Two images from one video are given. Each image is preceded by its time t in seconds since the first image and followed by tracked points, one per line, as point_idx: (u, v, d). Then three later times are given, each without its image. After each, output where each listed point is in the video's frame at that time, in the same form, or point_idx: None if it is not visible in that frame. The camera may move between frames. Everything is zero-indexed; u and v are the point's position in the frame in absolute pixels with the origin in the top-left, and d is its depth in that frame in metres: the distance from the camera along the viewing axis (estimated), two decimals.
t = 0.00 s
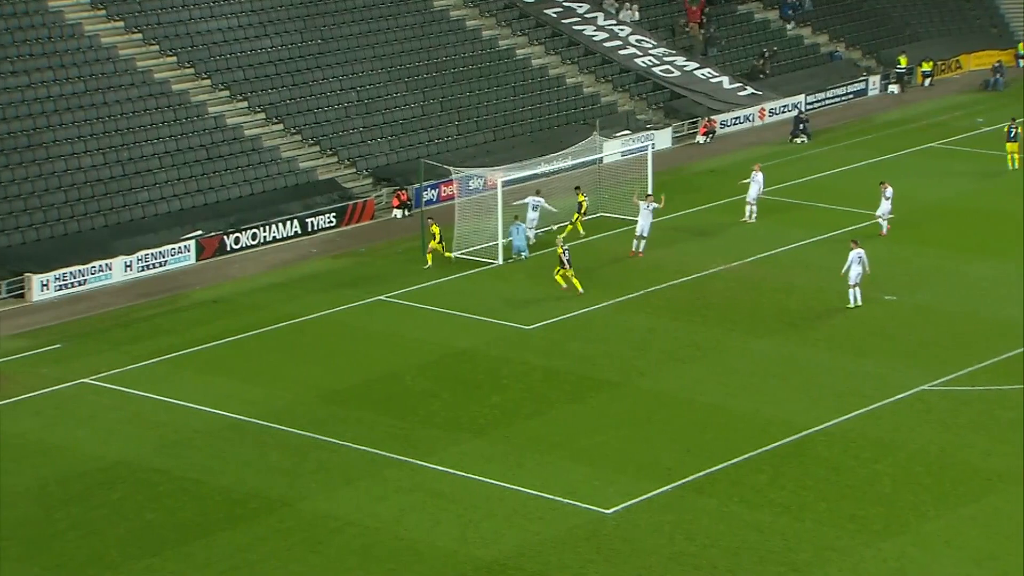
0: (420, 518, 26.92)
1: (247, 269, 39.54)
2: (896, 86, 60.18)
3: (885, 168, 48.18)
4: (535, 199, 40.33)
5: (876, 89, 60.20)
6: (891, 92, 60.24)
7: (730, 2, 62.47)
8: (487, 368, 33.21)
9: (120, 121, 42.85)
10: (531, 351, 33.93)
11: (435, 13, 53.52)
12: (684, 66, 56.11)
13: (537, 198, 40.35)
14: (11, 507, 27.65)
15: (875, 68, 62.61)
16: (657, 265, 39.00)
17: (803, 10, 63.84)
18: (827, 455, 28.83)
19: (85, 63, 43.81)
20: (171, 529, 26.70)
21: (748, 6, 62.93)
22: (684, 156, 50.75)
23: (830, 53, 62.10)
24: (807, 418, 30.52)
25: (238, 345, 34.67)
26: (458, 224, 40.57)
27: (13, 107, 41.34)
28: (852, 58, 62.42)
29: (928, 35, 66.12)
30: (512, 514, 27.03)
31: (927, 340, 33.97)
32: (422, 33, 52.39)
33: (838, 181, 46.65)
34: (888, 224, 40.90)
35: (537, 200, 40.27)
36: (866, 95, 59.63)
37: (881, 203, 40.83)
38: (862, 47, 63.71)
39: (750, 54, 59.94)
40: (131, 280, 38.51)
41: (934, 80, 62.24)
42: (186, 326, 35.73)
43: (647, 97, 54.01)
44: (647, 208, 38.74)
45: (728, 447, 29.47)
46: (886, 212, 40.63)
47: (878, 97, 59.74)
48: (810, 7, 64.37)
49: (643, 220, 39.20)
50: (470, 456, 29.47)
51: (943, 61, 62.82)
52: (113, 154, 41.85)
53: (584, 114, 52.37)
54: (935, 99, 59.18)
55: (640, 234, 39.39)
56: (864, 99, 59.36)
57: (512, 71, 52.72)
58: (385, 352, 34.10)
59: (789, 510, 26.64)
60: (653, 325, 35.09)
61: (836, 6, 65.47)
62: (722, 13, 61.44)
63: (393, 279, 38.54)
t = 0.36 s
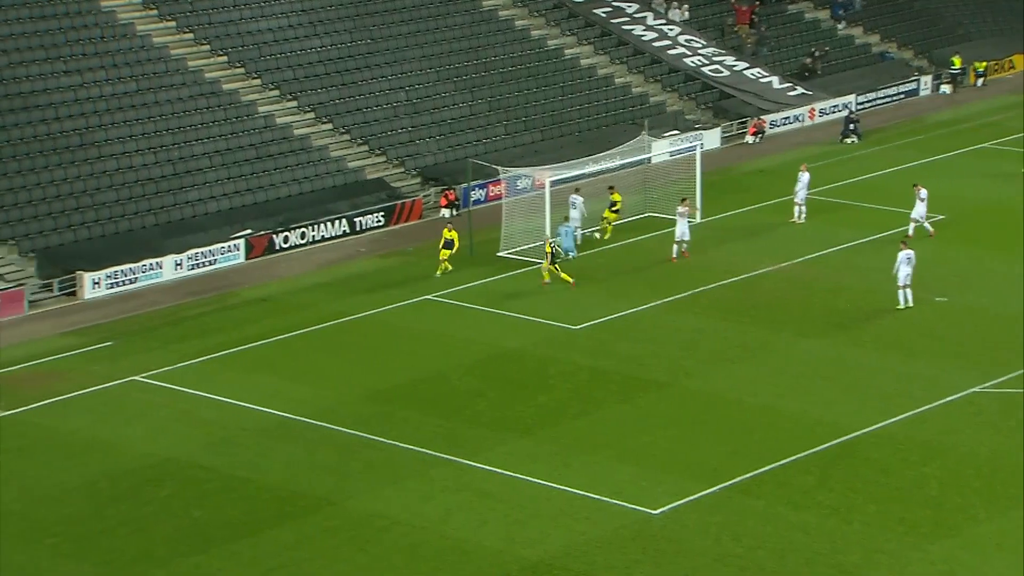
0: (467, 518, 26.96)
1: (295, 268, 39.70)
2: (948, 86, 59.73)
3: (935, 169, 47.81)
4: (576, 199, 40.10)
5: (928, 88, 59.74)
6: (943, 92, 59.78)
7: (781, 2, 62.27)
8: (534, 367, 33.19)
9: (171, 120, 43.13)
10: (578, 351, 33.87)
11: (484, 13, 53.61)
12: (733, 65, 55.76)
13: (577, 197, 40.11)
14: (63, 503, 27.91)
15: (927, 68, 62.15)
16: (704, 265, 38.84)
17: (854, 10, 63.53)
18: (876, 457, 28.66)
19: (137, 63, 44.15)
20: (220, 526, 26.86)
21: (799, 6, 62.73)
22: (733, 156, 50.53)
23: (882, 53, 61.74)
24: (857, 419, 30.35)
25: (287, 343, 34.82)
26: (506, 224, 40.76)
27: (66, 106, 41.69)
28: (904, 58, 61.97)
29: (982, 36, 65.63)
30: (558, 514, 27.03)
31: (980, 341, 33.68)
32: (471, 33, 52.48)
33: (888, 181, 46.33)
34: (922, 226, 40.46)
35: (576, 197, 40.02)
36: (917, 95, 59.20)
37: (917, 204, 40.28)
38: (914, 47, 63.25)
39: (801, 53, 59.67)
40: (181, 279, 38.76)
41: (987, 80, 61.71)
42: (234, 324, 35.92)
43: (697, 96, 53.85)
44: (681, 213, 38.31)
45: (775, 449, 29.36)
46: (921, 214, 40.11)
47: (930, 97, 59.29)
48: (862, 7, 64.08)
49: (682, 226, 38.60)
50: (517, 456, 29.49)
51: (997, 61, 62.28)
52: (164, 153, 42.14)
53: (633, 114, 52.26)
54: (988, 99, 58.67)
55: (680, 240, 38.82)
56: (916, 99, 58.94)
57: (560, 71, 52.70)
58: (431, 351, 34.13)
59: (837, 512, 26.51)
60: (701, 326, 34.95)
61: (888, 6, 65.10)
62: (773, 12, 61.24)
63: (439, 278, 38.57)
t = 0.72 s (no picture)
0: (503, 519, 26.82)
1: (329, 267, 39.63)
2: (989, 85, 59.30)
3: (974, 169, 47.38)
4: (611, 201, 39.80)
5: (969, 87, 59.27)
6: (983, 91, 59.34)
7: None
8: (569, 368, 33.00)
9: (206, 119, 43.09)
10: (613, 351, 33.65)
11: (520, 11, 53.46)
12: (771, 64, 55.31)
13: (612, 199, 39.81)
14: (100, 502, 27.88)
15: (968, 67, 61.66)
16: (742, 266, 38.57)
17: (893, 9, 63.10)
18: (915, 460, 28.40)
19: (173, 61, 44.15)
20: (255, 526, 26.79)
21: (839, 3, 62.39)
22: (771, 156, 50.19)
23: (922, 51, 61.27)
24: (896, 421, 30.08)
25: (322, 343, 34.73)
26: (541, 223, 40.42)
27: (102, 104, 41.69)
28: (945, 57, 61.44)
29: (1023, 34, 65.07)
30: (594, 515, 26.87)
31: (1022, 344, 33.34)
32: (506, 31, 52.34)
33: (926, 182, 45.94)
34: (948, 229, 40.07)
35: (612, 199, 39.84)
36: (958, 94, 58.73)
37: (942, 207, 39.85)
38: (955, 45, 62.72)
39: (840, 51, 59.33)
40: (215, 278, 38.73)
41: None
42: (267, 323, 35.86)
43: (733, 96, 53.69)
44: (714, 217, 37.80)
45: (813, 451, 29.12)
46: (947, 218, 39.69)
47: (970, 96, 58.82)
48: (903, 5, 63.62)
49: (715, 229, 38.06)
50: (553, 457, 29.32)
51: None
52: (198, 152, 42.14)
53: (669, 113, 51.99)
54: None
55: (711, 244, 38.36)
56: (956, 98, 58.50)
57: (596, 70, 52.47)
58: (465, 351, 33.97)
59: (876, 515, 26.28)
60: (738, 327, 34.70)
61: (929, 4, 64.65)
62: (812, 10, 60.88)
63: (473, 278, 38.41)
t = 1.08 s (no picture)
0: (517, 526, 25.73)
1: (339, 265, 38.51)
2: None
3: (1007, 165, 46.05)
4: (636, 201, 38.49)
5: (1003, 79, 57.80)
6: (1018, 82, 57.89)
7: None
8: (588, 369, 31.84)
9: (211, 111, 42.01)
10: (633, 352, 32.47)
11: None
12: (797, 54, 53.98)
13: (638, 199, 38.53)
14: (99, 508, 26.82)
15: (1002, 58, 60.29)
16: (767, 264, 37.35)
17: None
18: (948, 467, 27.25)
19: (176, 52, 43.08)
20: (260, 532, 25.71)
21: None
22: (798, 150, 48.90)
23: (955, 41, 59.92)
24: (927, 426, 28.91)
25: (331, 343, 33.60)
26: (558, 220, 39.44)
27: (103, 96, 40.64)
28: (978, 47, 60.05)
29: None
30: (613, 522, 25.75)
31: None
32: (521, 21, 51.23)
33: (958, 178, 44.64)
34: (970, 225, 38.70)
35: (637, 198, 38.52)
36: (992, 86, 57.27)
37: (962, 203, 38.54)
38: (990, 35, 61.26)
39: (868, 41, 58.07)
40: (220, 276, 37.60)
41: None
42: (274, 322, 34.77)
43: (759, 88, 52.46)
44: (735, 215, 36.44)
45: (841, 456, 27.98)
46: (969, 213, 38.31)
47: (1005, 88, 57.37)
48: None
49: (736, 227, 36.58)
50: (569, 462, 28.19)
51: None
52: (203, 146, 41.05)
53: (693, 105, 50.74)
54: None
55: (733, 244, 36.88)
56: (990, 90, 57.04)
57: (615, 61, 51.29)
58: (479, 352, 32.82)
59: (906, 524, 25.15)
60: (763, 327, 33.50)
61: None
62: None
63: (487, 276, 37.27)
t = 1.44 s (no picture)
0: (535, 535, 24.38)
1: (350, 263, 37.15)
2: None
3: None
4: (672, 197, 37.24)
5: None
6: None
7: None
8: (610, 371, 30.44)
9: (216, 101, 40.68)
10: (657, 355, 31.05)
11: None
12: (831, 42, 52.61)
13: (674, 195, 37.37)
14: (98, 517, 25.51)
15: None
16: (798, 262, 35.89)
17: None
18: (989, 476, 25.84)
19: (180, 39, 41.77)
20: (265, 542, 24.38)
21: None
22: (832, 143, 47.35)
23: (996, 28, 58.28)
24: (968, 432, 27.47)
25: (342, 344, 32.22)
26: (579, 215, 37.81)
27: (104, 86, 39.33)
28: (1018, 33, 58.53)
29: None
30: (637, 532, 24.39)
31: None
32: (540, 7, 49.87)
33: (996, 172, 43.07)
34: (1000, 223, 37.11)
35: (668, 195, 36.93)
36: None
37: (992, 200, 36.98)
38: None
39: (904, 28, 56.72)
40: (226, 274, 36.25)
41: None
42: (283, 322, 33.44)
43: (789, 77, 51.16)
44: (763, 214, 34.81)
45: (877, 464, 26.56)
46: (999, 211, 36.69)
47: None
48: None
49: (765, 226, 35.00)
50: (591, 470, 26.81)
51: None
52: (208, 138, 39.71)
53: (719, 97, 49.30)
54: None
55: (762, 243, 35.15)
56: None
57: (638, 48, 49.90)
58: (496, 354, 31.42)
59: (945, 535, 23.78)
60: (795, 329, 32.06)
61: None
62: None
63: (505, 274, 35.88)
